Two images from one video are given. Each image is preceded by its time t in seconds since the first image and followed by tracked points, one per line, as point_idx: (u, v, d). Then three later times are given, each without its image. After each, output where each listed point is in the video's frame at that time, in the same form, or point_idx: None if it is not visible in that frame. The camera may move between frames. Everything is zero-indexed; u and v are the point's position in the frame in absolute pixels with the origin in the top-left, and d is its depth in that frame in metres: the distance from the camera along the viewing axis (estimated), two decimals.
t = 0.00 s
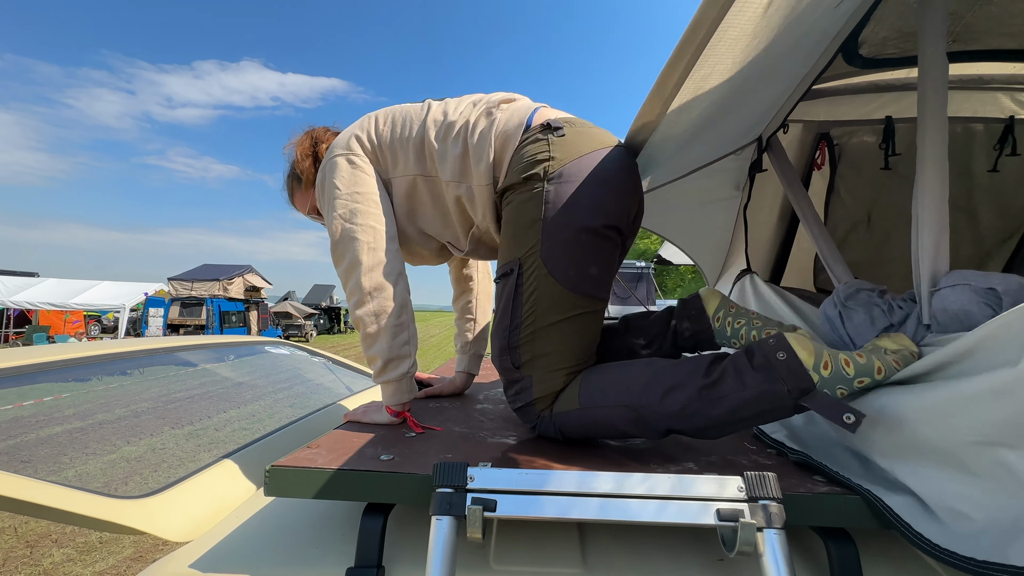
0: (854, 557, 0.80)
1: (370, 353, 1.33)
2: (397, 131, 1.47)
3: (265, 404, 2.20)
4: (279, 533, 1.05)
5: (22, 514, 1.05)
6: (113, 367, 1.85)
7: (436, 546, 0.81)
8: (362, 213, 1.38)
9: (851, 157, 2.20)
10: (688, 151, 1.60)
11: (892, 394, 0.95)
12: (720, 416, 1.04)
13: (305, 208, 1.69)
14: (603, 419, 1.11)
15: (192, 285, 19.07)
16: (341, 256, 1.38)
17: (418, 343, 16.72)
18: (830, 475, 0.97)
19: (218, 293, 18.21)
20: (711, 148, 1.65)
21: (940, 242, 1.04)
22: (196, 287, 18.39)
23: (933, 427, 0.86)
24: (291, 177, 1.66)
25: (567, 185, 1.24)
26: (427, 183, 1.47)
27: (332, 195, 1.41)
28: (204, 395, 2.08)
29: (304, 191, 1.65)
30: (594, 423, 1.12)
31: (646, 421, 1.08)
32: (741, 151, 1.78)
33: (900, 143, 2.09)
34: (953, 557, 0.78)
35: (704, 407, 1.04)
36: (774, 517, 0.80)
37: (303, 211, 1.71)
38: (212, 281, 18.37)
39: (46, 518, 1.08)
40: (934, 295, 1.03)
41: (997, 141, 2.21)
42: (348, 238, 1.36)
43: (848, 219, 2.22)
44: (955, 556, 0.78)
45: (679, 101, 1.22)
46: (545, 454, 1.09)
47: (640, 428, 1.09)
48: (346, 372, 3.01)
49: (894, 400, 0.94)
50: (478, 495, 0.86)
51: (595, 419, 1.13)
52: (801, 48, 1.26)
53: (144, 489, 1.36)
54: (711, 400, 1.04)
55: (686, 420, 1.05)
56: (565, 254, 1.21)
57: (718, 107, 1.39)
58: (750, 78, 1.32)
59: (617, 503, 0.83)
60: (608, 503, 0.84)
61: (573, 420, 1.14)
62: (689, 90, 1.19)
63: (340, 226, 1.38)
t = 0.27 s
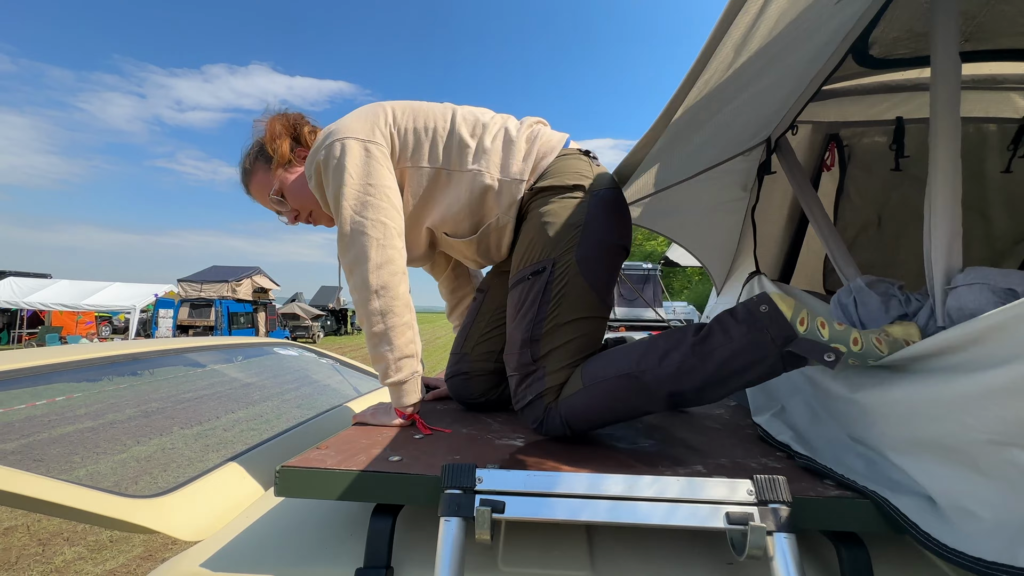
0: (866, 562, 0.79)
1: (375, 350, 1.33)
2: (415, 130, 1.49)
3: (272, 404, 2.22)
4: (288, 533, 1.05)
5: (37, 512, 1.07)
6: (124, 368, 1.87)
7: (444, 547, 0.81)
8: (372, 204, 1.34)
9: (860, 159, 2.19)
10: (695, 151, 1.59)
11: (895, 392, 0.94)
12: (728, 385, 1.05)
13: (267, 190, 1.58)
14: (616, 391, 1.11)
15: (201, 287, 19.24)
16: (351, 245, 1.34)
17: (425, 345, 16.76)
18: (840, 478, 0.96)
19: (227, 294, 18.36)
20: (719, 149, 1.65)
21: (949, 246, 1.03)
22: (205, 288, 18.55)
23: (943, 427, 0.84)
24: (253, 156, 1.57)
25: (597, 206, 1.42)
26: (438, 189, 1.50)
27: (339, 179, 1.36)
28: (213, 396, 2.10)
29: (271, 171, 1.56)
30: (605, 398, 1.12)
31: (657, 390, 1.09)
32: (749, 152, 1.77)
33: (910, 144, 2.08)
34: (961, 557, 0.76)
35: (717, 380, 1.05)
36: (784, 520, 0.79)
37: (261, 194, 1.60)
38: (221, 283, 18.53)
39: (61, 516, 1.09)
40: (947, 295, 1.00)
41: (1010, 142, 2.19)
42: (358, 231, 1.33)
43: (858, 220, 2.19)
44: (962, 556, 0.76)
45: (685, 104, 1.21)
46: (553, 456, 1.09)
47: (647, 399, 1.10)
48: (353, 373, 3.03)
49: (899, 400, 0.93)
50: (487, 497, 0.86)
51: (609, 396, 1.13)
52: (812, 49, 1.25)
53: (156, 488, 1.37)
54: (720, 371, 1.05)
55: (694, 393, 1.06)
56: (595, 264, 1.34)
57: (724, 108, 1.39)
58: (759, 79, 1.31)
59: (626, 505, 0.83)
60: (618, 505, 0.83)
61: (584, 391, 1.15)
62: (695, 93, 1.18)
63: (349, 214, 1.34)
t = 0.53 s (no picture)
0: (873, 566, 0.79)
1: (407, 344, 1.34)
2: (464, 137, 1.55)
3: (276, 405, 2.22)
4: (292, 535, 1.05)
5: (42, 514, 1.07)
6: (129, 369, 1.88)
7: (448, 550, 0.80)
8: (427, 205, 1.36)
9: (865, 159, 2.17)
10: (698, 152, 1.59)
11: (901, 386, 0.91)
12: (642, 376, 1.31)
13: (268, 142, 1.39)
14: (567, 354, 1.32)
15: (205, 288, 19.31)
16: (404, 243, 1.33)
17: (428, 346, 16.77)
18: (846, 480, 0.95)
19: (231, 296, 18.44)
20: (722, 150, 1.64)
21: (961, 250, 0.99)
22: (210, 290, 18.64)
23: (955, 423, 0.80)
24: (258, 106, 1.39)
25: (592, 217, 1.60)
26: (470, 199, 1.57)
27: (395, 171, 1.35)
28: (218, 397, 2.10)
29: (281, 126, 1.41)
30: (555, 359, 1.33)
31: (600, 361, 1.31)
32: (753, 152, 1.76)
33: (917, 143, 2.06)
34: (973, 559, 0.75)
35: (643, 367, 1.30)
36: (790, 524, 0.78)
37: (254, 148, 1.39)
38: (226, 284, 18.63)
39: (66, 518, 1.09)
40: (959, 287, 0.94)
41: (1018, 141, 2.17)
42: (410, 232, 1.34)
43: (863, 220, 2.18)
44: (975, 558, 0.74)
45: (686, 106, 1.21)
46: (557, 458, 1.09)
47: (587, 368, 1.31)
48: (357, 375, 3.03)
49: (907, 395, 0.90)
50: (491, 499, 0.85)
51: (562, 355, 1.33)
52: (816, 48, 1.24)
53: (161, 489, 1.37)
54: (655, 360, 1.30)
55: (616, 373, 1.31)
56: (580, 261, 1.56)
57: (727, 109, 1.38)
58: (763, 79, 1.30)
59: (631, 508, 0.83)
60: (622, 508, 0.83)
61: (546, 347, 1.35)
62: (695, 95, 1.18)
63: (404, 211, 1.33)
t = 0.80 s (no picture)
0: (876, 570, 0.78)
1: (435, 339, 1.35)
2: (506, 155, 1.68)
3: (276, 408, 2.22)
4: (289, 539, 1.04)
5: (38, 520, 1.06)
6: (129, 372, 1.87)
7: (446, 556, 0.80)
8: (472, 208, 1.43)
9: (865, 158, 2.16)
10: (697, 153, 1.58)
11: (904, 387, 0.90)
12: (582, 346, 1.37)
13: (326, 101, 1.44)
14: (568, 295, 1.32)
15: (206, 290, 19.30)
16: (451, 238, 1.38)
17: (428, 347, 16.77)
18: (847, 483, 0.94)
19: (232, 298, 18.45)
20: (721, 151, 1.63)
21: (962, 252, 0.98)
22: (211, 292, 18.65)
23: (959, 426, 0.79)
24: (324, 69, 1.49)
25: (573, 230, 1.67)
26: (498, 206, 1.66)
27: (452, 169, 1.42)
28: (218, 399, 2.10)
29: (340, 92, 1.48)
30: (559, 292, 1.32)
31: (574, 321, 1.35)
32: (753, 153, 1.76)
33: (917, 142, 2.05)
34: (978, 564, 0.73)
35: (599, 350, 1.35)
36: (791, 528, 0.77)
37: (309, 104, 1.44)
38: (227, 286, 18.64)
39: (62, 524, 1.08)
40: (961, 286, 0.93)
41: (1018, 140, 2.17)
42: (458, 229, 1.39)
43: (864, 220, 2.17)
44: (980, 563, 0.73)
45: (683, 108, 1.20)
46: (556, 461, 1.08)
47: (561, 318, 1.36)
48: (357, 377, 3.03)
49: (910, 396, 0.88)
50: (490, 504, 0.85)
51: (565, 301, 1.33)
52: (815, 48, 1.23)
53: (159, 492, 1.36)
54: (619, 355, 1.34)
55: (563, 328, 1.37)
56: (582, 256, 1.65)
57: (726, 110, 1.37)
58: (761, 79, 1.29)
59: (631, 512, 0.82)
60: (621, 512, 0.82)
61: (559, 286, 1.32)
62: (692, 96, 1.18)
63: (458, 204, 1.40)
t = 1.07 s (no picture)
0: (874, 572, 0.78)
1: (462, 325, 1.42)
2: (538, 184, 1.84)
3: (274, 411, 2.21)
4: (288, 544, 1.04)
5: (35, 526, 1.06)
6: (128, 376, 1.87)
7: (445, 560, 0.80)
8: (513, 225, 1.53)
9: (861, 159, 2.17)
10: (694, 155, 1.59)
11: (901, 388, 0.90)
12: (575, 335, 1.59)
13: (394, 89, 1.47)
14: (583, 274, 1.57)
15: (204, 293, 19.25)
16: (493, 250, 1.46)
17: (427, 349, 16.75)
18: (844, 485, 0.94)
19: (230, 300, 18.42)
20: (717, 153, 1.64)
21: (956, 255, 0.98)
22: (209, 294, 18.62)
23: (957, 427, 0.79)
24: (399, 60, 1.52)
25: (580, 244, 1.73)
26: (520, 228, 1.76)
27: (506, 184, 1.52)
28: (216, 402, 2.09)
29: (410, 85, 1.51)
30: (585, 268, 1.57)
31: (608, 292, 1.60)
32: (750, 154, 1.76)
33: (912, 143, 2.06)
34: (975, 565, 0.73)
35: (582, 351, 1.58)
36: (789, 530, 0.77)
37: (382, 90, 1.45)
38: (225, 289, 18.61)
39: (59, 530, 1.08)
40: (956, 286, 0.93)
41: (1014, 140, 2.17)
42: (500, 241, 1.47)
43: (860, 220, 2.17)
44: (977, 564, 0.73)
45: (676, 110, 1.21)
46: (555, 464, 1.08)
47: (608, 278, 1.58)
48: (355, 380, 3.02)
49: (908, 398, 0.88)
50: (488, 508, 0.85)
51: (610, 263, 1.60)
52: (810, 52, 1.24)
53: (158, 496, 1.36)
54: (593, 363, 1.56)
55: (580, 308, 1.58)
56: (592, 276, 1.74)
57: (721, 112, 1.38)
58: (757, 82, 1.30)
59: (629, 515, 0.82)
60: (620, 515, 0.82)
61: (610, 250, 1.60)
62: (685, 99, 1.18)
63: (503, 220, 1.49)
